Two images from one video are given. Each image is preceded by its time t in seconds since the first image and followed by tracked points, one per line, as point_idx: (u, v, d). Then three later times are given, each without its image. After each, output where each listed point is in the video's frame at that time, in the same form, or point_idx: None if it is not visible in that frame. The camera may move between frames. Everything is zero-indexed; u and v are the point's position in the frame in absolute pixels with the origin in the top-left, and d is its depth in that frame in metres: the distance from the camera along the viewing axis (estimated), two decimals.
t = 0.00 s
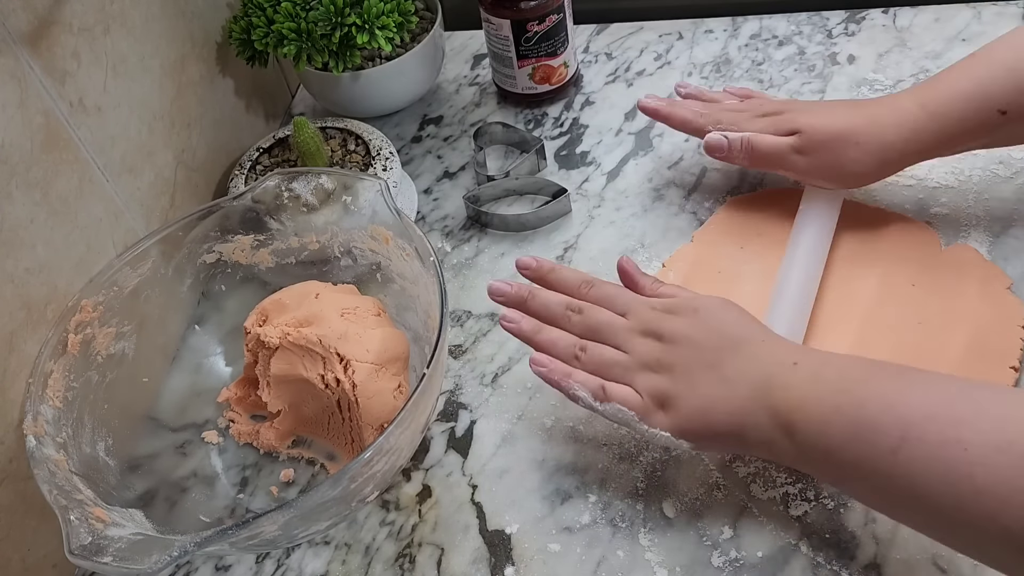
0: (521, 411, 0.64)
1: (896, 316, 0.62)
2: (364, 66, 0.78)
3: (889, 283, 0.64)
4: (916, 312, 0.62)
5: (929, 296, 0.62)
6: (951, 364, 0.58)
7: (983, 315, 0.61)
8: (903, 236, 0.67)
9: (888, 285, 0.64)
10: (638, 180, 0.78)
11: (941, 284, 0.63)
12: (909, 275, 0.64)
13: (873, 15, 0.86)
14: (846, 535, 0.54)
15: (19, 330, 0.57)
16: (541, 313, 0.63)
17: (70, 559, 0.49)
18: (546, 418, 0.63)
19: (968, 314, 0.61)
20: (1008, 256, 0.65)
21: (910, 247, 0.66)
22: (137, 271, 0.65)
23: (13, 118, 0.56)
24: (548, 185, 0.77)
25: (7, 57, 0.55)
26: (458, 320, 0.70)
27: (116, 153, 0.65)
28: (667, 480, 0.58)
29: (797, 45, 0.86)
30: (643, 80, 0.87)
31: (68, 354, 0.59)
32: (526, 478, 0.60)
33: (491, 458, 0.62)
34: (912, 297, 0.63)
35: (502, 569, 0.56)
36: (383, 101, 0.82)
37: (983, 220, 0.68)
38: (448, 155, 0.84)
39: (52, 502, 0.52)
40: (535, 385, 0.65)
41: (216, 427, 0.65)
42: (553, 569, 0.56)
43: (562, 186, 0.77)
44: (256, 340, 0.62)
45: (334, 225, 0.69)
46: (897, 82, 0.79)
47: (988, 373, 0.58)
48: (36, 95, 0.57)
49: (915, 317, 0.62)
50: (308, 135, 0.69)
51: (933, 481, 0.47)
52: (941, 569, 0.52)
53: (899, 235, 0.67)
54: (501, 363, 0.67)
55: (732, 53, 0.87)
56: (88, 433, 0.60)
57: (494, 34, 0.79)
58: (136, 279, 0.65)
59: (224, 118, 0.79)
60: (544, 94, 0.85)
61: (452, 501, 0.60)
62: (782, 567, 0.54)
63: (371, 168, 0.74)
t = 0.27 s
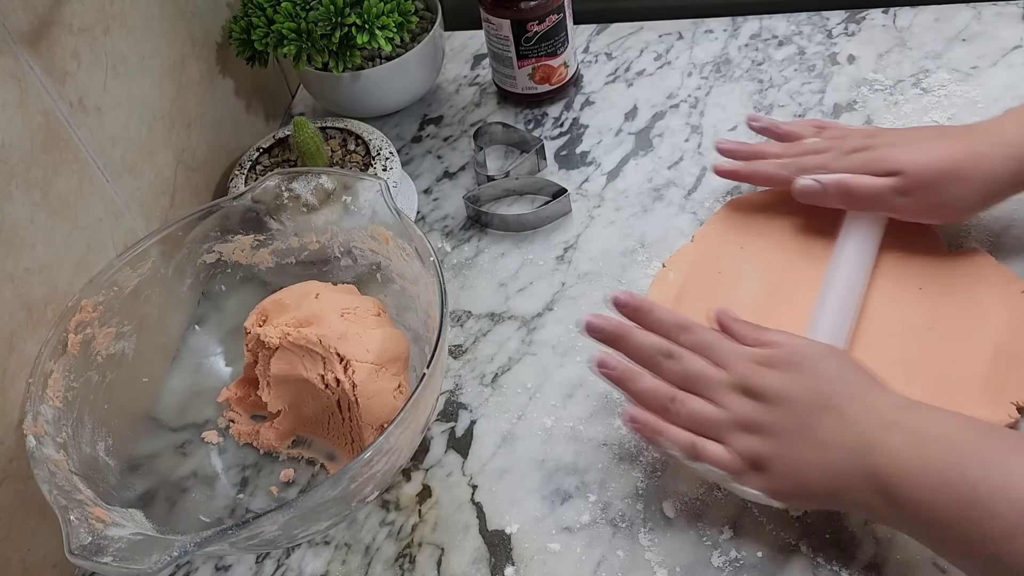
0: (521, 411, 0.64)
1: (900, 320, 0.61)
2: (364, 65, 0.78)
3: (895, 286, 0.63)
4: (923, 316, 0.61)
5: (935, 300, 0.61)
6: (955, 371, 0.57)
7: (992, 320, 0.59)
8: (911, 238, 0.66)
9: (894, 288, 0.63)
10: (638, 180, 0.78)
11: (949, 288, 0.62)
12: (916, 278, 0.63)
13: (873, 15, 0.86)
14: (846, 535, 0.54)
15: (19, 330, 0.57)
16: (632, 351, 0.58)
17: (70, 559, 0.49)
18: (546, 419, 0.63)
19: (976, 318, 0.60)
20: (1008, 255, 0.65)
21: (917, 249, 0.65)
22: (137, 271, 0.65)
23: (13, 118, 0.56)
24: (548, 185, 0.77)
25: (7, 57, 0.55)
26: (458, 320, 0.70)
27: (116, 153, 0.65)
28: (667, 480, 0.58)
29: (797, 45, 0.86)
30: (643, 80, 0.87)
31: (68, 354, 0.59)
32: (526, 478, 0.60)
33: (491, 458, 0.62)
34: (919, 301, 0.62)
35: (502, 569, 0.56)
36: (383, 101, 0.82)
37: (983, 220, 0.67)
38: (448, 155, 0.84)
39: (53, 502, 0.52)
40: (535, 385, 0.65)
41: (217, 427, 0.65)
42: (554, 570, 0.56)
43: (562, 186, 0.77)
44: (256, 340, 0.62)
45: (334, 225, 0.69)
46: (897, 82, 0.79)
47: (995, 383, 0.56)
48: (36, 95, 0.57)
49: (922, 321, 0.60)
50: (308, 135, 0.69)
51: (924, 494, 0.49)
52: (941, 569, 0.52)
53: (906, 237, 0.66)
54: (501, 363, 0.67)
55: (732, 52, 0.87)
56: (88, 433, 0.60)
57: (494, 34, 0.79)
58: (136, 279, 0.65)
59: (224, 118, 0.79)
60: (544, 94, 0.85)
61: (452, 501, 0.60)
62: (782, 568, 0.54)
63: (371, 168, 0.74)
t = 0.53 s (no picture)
0: (521, 411, 0.64)
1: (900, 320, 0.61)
2: (364, 66, 0.78)
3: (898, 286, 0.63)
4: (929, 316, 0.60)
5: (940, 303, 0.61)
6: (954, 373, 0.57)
7: (998, 322, 0.59)
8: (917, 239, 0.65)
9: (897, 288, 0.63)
10: (638, 180, 0.78)
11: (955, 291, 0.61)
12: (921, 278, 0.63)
13: (873, 15, 0.86)
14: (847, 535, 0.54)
15: (20, 330, 0.57)
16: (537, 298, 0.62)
17: (70, 559, 0.49)
18: (546, 418, 0.63)
19: (983, 321, 0.59)
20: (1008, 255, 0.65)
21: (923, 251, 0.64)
22: (137, 271, 0.65)
23: (13, 118, 0.56)
24: (548, 185, 0.77)
25: (7, 57, 0.55)
26: (458, 320, 0.70)
27: (116, 153, 0.65)
28: (667, 480, 0.58)
29: (797, 45, 0.86)
30: (643, 80, 0.87)
31: (68, 354, 0.59)
32: (526, 478, 0.60)
33: (491, 459, 0.62)
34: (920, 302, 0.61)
35: (502, 569, 0.56)
36: (383, 101, 0.82)
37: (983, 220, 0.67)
38: (448, 155, 0.84)
39: (52, 502, 0.52)
40: (535, 385, 0.65)
41: (217, 427, 0.65)
42: (554, 570, 0.56)
43: (562, 186, 0.77)
44: (256, 340, 0.62)
45: (334, 225, 0.69)
46: (897, 82, 0.79)
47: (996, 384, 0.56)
48: (36, 95, 0.57)
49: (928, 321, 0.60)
50: (308, 135, 0.69)
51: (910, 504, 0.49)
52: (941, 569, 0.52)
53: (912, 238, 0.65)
54: (502, 363, 0.67)
55: (732, 53, 0.87)
56: (88, 433, 0.60)
57: (494, 34, 0.79)
58: (136, 279, 0.65)
59: (224, 118, 0.79)
60: (544, 95, 0.85)
61: (452, 501, 0.60)
62: (782, 567, 0.54)
63: (371, 168, 0.74)
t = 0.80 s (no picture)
0: (521, 411, 0.64)
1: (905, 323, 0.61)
2: (364, 66, 0.78)
3: (903, 288, 0.63)
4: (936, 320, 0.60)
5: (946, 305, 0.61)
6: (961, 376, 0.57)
7: (1005, 326, 0.59)
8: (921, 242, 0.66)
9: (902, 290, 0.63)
10: (638, 180, 0.78)
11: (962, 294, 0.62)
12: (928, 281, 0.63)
13: (873, 15, 0.86)
14: (847, 535, 0.54)
15: (20, 330, 0.57)
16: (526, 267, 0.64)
17: (70, 559, 0.49)
18: (546, 419, 0.63)
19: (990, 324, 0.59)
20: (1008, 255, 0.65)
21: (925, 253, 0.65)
22: (137, 271, 0.65)
23: (13, 118, 0.56)
24: (548, 185, 0.77)
25: (7, 57, 0.55)
26: (458, 320, 0.70)
27: (116, 153, 0.65)
28: (667, 480, 0.58)
29: (797, 45, 0.86)
30: (643, 80, 0.87)
31: (68, 354, 0.59)
32: (526, 478, 0.60)
33: (491, 459, 0.62)
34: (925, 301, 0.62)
35: (502, 569, 0.56)
36: (383, 101, 0.82)
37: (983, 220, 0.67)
38: (448, 155, 0.84)
39: (53, 502, 0.52)
40: (535, 385, 0.65)
41: (217, 427, 0.65)
42: (554, 570, 0.56)
43: (562, 186, 0.77)
44: (256, 340, 0.62)
45: (334, 225, 0.69)
46: (897, 82, 0.79)
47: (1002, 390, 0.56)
48: (36, 95, 0.57)
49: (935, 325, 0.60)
50: (308, 135, 0.69)
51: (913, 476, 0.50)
52: (941, 569, 0.52)
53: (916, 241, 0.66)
54: (502, 363, 0.67)
55: (732, 53, 0.87)
56: (88, 433, 0.60)
57: (494, 34, 0.79)
58: (136, 279, 0.65)
59: (224, 118, 0.79)
60: (544, 95, 0.85)
61: (452, 501, 0.60)
62: (782, 568, 0.54)
63: (371, 168, 0.74)
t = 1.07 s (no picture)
0: (521, 411, 0.64)
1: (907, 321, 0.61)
2: (364, 66, 0.78)
3: (905, 286, 0.63)
4: (939, 319, 0.60)
5: (948, 304, 0.61)
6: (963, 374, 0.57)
7: (1006, 325, 0.59)
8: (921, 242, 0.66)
9: (904, 288, 0.63)
10: (637, 180, 0.78)
11: (963, 293, 0.62)
12: (930, 280, 0.63)
13: (873, 15, 0.86)
14: (846, 535, 0.54)
15: (20, 330, 0.57)
16: (497, 225, 0.68)
17: (69, 559, 0.49)
18: (546, 419, 0.63)
19: (992, 323, 0.60)
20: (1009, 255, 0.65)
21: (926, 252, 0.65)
22: (137, 271, 0.65)
23: (13, 118, 0.56)
24: (548, 185, 0.77)
25: (7, 57, 0.55)
26: (458, 320, 0.70)
27: (116, 153, 0.65)
28: (667, 480, 0.58)
29: (797, 45, 0.86)
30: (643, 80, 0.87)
31: (68, 354, 0.59)
32: (526, 478, 0.60)
33: (491, 459, 0.62)
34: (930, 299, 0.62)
35: (501, 569, 0.56)
36: (383, 101, 0.82)
37: (983, 220, 0.67)
38: (448, 155, 0.84)
39: (52, 502, 0.52)
40: (535, 385, 0.65)
41: (217, 427, 0.65)
42: (553, 569, 0.56)
43: (562, 186, 0.77)
44: (256, 340, 0.62)
45: (334, 225, 0.69)
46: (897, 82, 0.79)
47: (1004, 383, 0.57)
48: (36, 95, 0.57)
49: (938, 324, 0.60)
50: (308, 135, 0.69)
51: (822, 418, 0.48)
52: (941, 569, 0.52)
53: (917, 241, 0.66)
54: (502, 363, 0.67)
55: (732, 52, 0.87)
56: (88, 433, 0.60)
57: (494, 34, 0.79)
58: (136, 279, 0.65)
59: (224, 118, 0.79)
60: (544, 95, 0.85)
61: (452, 501, 0.60)
62: (782, 568, 0.54)
63: (371, 168, 0.74)
